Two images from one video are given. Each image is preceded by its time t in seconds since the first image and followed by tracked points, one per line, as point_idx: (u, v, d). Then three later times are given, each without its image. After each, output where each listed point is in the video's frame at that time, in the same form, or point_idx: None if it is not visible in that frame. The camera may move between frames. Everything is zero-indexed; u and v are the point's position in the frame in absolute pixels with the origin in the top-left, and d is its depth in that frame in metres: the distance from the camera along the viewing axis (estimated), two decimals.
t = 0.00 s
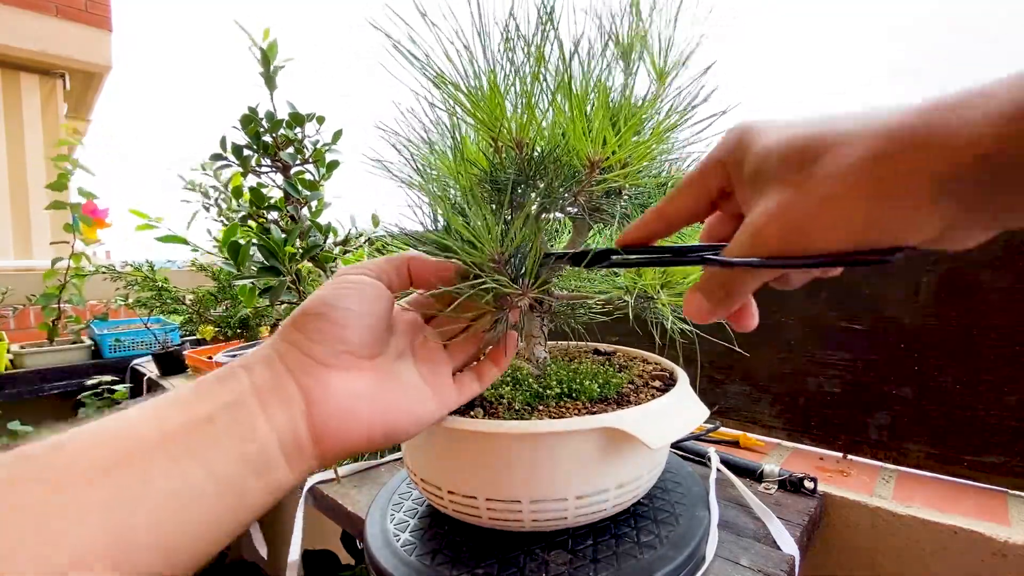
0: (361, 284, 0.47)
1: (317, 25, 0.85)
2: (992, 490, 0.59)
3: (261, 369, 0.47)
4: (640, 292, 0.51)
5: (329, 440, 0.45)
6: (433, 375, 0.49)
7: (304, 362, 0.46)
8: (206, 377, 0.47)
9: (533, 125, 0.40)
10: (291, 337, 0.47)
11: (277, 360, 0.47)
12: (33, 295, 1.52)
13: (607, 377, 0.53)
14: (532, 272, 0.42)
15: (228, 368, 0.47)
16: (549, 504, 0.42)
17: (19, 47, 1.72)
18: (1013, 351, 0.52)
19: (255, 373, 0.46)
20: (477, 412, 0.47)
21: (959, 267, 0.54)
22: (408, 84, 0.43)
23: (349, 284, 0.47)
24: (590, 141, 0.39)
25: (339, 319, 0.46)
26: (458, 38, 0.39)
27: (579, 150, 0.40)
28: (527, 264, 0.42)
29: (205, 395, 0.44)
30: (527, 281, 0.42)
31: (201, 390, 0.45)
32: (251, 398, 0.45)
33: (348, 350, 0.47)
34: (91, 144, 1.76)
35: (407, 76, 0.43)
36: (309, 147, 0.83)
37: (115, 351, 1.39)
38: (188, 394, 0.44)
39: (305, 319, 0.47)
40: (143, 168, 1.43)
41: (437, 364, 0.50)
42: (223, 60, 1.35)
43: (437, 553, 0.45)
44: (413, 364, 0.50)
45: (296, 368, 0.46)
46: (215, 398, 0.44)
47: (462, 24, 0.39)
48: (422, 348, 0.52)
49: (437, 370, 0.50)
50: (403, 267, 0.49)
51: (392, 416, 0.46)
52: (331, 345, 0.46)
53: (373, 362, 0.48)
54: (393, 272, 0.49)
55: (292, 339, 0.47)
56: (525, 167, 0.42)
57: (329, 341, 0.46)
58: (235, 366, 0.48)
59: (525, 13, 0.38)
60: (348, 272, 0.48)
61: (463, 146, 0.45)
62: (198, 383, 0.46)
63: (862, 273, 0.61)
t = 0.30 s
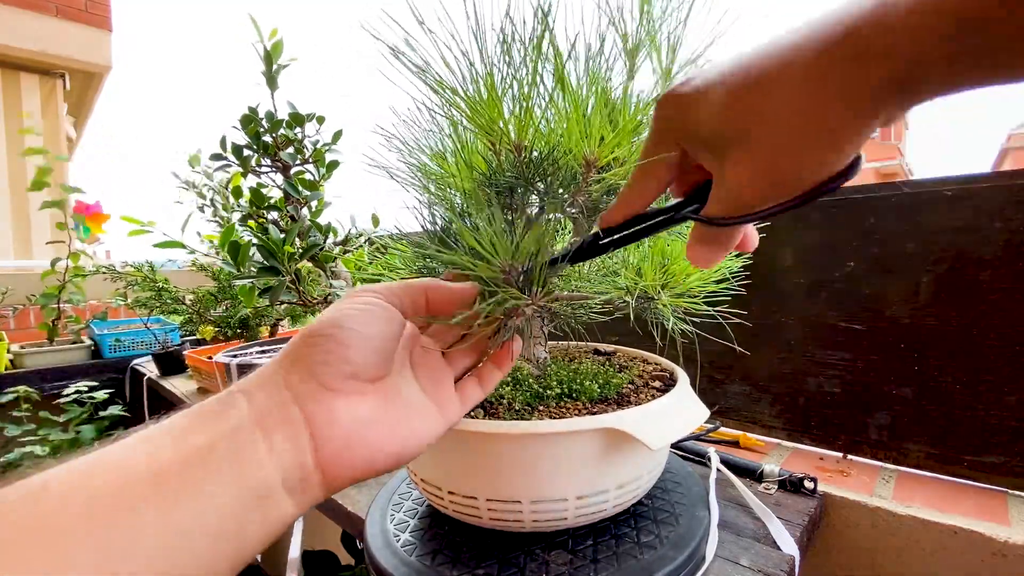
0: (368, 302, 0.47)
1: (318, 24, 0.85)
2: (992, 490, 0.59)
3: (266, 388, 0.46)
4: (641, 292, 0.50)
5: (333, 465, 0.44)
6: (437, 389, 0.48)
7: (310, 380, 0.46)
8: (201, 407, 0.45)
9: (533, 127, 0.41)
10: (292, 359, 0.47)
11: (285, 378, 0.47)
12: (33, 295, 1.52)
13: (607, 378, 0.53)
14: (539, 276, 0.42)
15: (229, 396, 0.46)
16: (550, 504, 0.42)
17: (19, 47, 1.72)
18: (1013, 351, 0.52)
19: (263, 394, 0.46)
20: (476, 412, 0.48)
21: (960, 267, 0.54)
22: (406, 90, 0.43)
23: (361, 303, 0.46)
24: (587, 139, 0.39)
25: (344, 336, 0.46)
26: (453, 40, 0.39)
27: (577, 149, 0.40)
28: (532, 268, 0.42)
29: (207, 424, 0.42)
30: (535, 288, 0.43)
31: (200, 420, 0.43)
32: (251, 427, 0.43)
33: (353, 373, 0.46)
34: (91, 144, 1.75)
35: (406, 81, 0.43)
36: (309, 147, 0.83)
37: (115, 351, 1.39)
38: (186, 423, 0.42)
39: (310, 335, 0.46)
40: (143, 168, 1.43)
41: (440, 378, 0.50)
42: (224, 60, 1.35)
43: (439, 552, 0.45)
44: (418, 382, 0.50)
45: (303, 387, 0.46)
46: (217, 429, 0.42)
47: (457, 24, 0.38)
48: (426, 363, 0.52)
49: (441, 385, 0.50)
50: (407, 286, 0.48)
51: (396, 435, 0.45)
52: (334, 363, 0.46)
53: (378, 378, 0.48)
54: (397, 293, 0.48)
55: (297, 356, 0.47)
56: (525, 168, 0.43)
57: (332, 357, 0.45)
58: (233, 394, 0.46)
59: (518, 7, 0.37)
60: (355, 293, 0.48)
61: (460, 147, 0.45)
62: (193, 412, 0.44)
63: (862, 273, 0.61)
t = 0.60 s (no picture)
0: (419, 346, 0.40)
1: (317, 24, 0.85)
2: (992, 490, 0.59)
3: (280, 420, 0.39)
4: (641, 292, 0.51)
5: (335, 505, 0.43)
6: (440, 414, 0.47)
7: (342, 423, 0.41)
8: (201, 429, 0.38)
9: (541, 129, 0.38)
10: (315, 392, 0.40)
11: (311, 410, 0.40)
12: (33, 295, 1.52)
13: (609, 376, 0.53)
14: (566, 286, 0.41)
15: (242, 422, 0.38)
16: (562, 503, 0.42)
17: (19, 47, 1.72)
18: (1013, 351, 0.52)
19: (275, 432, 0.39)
20: (485, 412, 0.48)
21: (959, 266, 0.54)
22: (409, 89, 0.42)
23: (409, 344, 0.40)
24: (601, 139, 0.35)
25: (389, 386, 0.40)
26: (454, 49, 0.38)
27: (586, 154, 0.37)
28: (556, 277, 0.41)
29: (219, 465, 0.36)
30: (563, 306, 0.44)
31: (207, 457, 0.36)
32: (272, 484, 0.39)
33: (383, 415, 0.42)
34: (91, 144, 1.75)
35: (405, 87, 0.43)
36: (309, 147, 0.83)
37: (116, 351, 1.39)
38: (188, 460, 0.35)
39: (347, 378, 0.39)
40: (142, 168, 1.43)
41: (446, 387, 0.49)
42: (224, 60, 1.35)
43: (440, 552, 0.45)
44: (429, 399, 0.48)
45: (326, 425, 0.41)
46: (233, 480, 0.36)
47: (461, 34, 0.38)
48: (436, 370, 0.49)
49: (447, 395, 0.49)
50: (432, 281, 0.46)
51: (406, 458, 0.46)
52: (372, 409, 0.41)
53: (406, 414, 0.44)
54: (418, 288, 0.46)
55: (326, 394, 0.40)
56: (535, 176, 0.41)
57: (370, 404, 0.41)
58: (241, 423, 0.38)
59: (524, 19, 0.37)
60: (405, 328, 0.40)
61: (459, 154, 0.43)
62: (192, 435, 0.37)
63: (861, 273, 0.61)
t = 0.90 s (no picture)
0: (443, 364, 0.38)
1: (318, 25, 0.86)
2: (992, 490, 0.59)
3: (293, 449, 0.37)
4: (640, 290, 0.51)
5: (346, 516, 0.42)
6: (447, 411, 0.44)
7: (357, 454, 0.38)
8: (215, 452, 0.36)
9: (555, 127, 0.38)
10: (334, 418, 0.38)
11: (328, 439, 0.37)
12: (33, 295, 1.52)
13: (609, 373, 0.53)
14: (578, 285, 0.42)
15: (260, 445, 0.36)
16: (580, 500, 0.43)
17: (19, 47, 1.72)
18: (1012, 351, 0.52)
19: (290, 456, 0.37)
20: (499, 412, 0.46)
21: (959, 266, 0.54)
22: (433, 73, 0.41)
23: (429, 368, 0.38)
24: (623, 144, 0.36)
25: (410, 412, 0.38)
26: (494, 31, 0.36)
27: (611, 153, 0.37)
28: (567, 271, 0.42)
29: (238, 492, 0.34)
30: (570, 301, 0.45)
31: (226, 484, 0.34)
32: (290, 512, 0.37)
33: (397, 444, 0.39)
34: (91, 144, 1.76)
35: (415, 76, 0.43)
36: (309, 147, 0.83)
37: (115, 351, 1.39)
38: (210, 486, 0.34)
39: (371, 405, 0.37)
40: (142, 168, 1.43)
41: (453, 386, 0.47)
42: (224, 60, 1.35)
43: (445, 554, 0.45)
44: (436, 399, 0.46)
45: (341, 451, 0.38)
46: (255, 509, 0.35)
47: (503, 14, 0.36)
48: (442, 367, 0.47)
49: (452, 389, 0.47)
50: (439, 273, 0.45)
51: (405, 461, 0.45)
52: (389, 440, 0.39)
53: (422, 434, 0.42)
54: (425, 279, 0.46)
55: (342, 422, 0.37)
56: (552, 172, 0.41)
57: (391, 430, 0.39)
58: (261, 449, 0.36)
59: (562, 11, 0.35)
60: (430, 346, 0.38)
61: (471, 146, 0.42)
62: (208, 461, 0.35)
63: (861, 273, 0.61)
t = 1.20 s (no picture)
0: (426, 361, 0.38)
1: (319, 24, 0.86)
2: (992, 490, 0.59)
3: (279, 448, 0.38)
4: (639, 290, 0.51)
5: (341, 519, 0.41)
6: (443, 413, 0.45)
7: (342, 448, 0.38)
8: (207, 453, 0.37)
9: (555, 129, 0.38)
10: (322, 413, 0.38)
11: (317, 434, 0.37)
12: (33, 295, 1.52)
13: (609, 373, 0.53)
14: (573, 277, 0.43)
15: (249, 447, 0.37)
16: (581, 500, 0.43)
17: (19, 47, 1.72)
18: (1012, 351, 0.52)
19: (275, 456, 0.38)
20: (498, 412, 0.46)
21: (959, 266, 0.54)
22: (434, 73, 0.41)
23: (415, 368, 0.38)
24: (622, 145, 0.36)
25: (394, 407, 0.37)
26: (494, 32, 0.35)
27: (610, 154, 0.37)
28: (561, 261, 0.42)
29: (228, 493, 0.36)
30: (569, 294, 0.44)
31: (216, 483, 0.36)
32: (281, 511, 0.38)
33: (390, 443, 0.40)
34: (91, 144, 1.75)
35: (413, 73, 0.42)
36: (309, 147, 0.83)
37: (115, 351, 1.39)
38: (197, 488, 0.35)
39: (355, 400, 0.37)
40: (142, 168, 1.43)
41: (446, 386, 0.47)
42: (224, 59, 1.35)
43: (445, 554, 0.45)
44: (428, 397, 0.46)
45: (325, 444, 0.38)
46: (244, 509, 0.36)
47: (503, 16, 0.35)
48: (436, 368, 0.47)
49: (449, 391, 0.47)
50: (427, 277, 0.46)
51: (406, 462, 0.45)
52: (378, 437, 0.39)
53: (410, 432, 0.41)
54: (413, 284, 0.46)
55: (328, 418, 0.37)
56: (551, 173, 0.41)
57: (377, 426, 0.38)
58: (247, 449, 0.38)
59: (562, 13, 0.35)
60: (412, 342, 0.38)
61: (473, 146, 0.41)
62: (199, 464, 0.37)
63: (861, 274, 0.61)
